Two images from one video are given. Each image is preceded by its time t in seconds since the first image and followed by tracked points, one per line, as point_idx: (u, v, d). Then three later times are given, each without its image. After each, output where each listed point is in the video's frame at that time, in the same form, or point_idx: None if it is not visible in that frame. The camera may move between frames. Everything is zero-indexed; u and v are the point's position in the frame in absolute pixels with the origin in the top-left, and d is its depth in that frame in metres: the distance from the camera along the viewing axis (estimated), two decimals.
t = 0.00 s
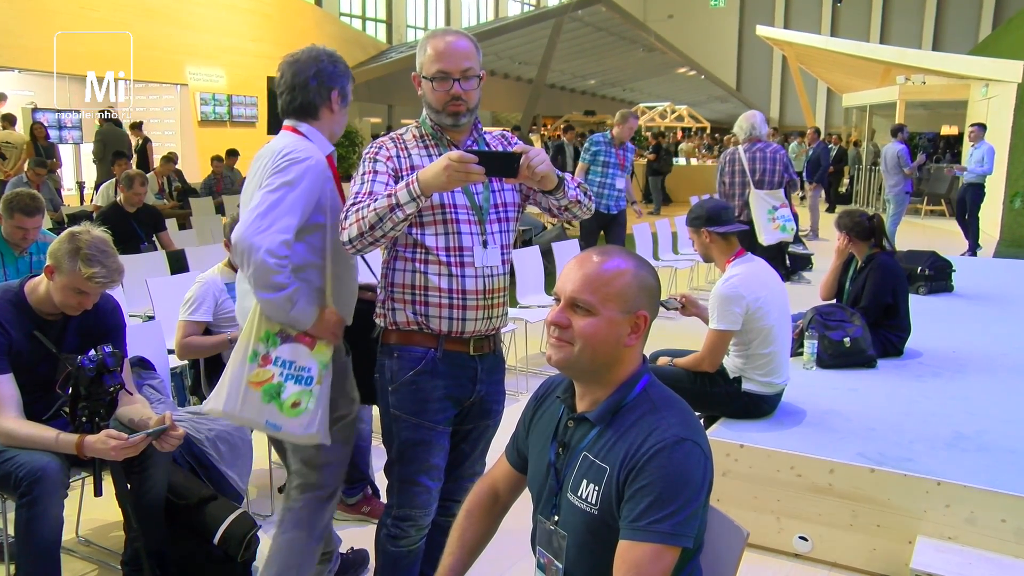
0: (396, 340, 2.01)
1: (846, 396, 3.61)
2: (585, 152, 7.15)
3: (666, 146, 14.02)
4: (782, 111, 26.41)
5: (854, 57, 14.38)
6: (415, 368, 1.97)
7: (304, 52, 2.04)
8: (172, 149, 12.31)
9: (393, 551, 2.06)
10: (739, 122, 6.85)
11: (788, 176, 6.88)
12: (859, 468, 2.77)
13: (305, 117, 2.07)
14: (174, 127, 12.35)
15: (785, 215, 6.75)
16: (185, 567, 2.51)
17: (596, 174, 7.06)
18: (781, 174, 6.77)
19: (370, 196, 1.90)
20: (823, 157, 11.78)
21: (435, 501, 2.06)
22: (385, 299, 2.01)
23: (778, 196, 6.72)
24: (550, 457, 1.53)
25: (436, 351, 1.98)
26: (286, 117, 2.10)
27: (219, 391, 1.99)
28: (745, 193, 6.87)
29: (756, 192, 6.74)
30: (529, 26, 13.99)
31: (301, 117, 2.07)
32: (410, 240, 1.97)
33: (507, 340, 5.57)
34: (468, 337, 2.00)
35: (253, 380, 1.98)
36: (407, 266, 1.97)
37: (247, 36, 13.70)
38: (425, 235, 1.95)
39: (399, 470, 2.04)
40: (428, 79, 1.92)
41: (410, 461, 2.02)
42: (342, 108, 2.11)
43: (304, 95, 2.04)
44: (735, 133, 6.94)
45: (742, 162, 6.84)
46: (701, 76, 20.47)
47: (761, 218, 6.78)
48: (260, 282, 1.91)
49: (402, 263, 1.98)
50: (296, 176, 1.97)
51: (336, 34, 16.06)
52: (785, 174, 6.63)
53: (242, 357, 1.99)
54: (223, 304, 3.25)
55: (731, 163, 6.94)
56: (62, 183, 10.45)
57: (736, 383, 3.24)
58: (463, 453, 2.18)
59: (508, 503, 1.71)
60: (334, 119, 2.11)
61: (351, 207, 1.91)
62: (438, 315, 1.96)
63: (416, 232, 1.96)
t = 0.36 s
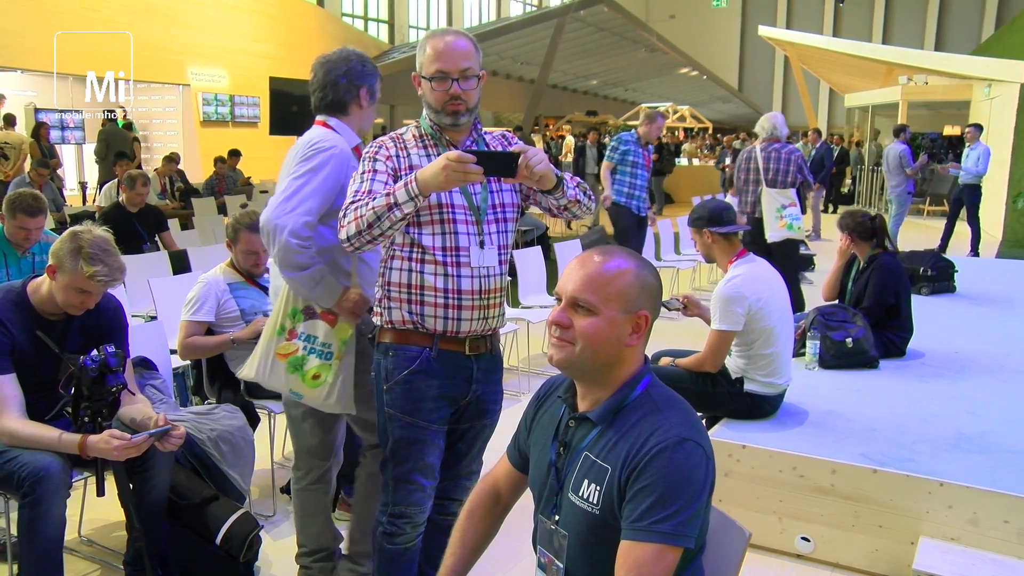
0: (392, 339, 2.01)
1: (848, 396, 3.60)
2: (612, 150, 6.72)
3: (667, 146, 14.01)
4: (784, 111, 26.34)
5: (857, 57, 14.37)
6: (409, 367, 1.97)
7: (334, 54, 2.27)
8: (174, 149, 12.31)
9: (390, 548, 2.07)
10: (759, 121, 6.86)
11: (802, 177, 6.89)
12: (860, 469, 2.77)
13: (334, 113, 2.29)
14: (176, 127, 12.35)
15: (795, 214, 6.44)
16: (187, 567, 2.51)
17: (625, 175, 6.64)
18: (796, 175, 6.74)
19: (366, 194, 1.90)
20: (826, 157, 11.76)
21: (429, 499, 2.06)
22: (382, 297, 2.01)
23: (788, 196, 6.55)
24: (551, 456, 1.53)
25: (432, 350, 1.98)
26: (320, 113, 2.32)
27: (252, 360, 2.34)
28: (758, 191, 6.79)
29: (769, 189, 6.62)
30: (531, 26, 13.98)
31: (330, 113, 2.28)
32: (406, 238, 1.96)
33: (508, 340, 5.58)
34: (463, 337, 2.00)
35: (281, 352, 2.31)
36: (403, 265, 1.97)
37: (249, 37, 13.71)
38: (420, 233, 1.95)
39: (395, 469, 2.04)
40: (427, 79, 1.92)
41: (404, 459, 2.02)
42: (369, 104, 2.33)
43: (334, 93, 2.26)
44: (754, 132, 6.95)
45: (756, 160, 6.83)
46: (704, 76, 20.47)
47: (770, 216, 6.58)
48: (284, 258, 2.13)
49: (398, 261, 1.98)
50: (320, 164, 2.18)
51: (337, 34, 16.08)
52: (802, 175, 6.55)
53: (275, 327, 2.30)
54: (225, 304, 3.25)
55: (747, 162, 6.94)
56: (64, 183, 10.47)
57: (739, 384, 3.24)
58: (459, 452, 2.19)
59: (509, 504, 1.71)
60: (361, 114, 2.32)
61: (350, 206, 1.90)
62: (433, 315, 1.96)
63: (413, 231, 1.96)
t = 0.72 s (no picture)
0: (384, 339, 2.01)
1: (851, 397, 3.60)
2: (639, 154, 6.54)
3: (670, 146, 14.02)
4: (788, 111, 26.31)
5: (861, 57, 14.36)
6: (401, 367, 1.98)
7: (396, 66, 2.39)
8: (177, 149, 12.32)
9: (369, 546, 2.11)
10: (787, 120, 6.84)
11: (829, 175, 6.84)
12: (864, 470, 2.77)
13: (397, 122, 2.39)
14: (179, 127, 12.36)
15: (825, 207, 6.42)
16: (190, 566, 2.52)
17: (657, 177, 6.51)
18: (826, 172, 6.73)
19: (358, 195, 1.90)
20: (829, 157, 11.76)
21: (413, 500, 2.10)
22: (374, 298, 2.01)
23: (818, 189, 6.48)
24: (554, 456, 1.53)
25: (425, 351, 1.98)
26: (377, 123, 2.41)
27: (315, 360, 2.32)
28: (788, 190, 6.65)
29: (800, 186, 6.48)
30: (534, 26, 13.99)
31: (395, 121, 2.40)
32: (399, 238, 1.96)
33: (511, 340, 5.58)
34: (457, 337, 2.00)
35: (347, 352, 2.27)
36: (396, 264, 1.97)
37: (253, 37, 13.73)
38: (413, 233, 1.95)
39: (390, 470, 2.05)
40: (421, 80, 1.91)
41: (392, 458, 2.04)
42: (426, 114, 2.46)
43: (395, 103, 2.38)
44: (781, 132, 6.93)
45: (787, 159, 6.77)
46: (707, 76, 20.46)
47: (801, 209, 6.45)
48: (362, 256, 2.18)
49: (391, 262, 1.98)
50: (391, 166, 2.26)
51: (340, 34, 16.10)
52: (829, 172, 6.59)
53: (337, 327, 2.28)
54: (229, 304, 3.26)
55: (776, 162, 6.91)
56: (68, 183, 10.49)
57: (743, 385, 3.23)
58: (456, 451, 2.19)
59: (512, 503, 1.71)
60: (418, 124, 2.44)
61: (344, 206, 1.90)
62: (427, 315, 1.96)
63: (407, 231, 1.96)
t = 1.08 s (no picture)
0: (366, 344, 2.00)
1: (855, 397, 3.59)
2: (671, 159, 6.53)
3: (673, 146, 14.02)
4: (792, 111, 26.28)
5: (865, 57, 14.35)
6: (383, 372, 1.97)
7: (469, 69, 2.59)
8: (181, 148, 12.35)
9: (347, 549, 2.10)
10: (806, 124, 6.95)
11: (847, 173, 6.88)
12: (868, 470, 2.76)
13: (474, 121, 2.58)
14: (184, 127, 12.38)
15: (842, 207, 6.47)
16: (194, 566, 2.53)
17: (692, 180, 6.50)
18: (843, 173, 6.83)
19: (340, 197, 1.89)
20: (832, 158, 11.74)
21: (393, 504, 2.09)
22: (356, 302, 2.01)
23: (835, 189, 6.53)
24: (558, 456, 1.53)
25: (407, 355, 1.98)
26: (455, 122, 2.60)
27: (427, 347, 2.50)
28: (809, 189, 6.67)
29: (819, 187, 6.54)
30: (538, 26, 14.00)
31: (472, 120, 2.58)
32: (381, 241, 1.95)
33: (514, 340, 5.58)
34: (440, 340, 2.00)
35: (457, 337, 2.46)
36: (378, 268, 1.96)
37: (257, 37, 13.76)
38: (394, 235, 1.94)
39: (384, 474, 2.04)
40: (398, 77, 1.91)
41: (375, 464, 2.03)
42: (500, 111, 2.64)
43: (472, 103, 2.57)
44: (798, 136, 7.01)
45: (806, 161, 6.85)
46: (711, 76, 20.46)
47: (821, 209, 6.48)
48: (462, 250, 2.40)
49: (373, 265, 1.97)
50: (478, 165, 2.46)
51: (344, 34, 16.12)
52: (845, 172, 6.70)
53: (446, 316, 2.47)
54: (233, 304, 3.26)
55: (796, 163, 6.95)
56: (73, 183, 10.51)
57: (746, 385, 3.23)
58: (449, 455, 2.18)
59: (516, 503, 1.70)
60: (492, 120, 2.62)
61: (326, 208, 1.89)
62: (410, 318, 1.96)
63: (387, 234, 1.94)
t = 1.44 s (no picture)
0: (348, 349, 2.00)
1: (860, 398, 3.59)
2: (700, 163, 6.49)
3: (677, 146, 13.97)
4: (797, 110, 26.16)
5: (870, 56, 14.30)
6: (366, 378, 1.97)
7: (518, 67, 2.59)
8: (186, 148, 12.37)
9: (342, 552, 2.09)
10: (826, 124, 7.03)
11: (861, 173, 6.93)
12: (873, 471, 2.76)
13: (523, 121, 2.60)
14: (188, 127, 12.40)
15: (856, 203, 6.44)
16: (197, 566, 2.54)
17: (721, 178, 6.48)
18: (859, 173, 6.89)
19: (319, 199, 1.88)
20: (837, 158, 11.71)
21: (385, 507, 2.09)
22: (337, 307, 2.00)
23: (849, 186, 6.50)
24: (561, 457, 1.53)
25: (389, 359, 1.98)
26: (502, 121, 2.62)
27: (495, 336, 2.59)
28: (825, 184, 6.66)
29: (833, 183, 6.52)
30: (542, 26, 13.93)
31: (520, 121, 2.59)
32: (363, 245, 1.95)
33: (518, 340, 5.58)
34: (423, 343, 2.00)
35: (519, 327, 2.59)
36: (359, 272, 1.95)
37: (261, 36, 13.75)
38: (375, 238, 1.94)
39: (373, 479, 2.04)
40: (375, 77, 1.91)
41: (365, 471, 2.03)
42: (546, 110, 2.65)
43: (522, 102, 2.57)
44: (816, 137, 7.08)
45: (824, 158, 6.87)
46: (715, 75, 20.39)
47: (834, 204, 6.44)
48: (527, 250, 2.51)
49: (353, 269, 1.96)
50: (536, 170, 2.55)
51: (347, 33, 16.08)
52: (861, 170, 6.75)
53: (510, 308, 2.59)
54: (237, 304, 3.26)
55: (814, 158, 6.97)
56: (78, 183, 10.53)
57: (751, 385, 3.24)
58: (441, 459, 2.18)
59: (521, 502, 1.70)
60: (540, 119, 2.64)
61: (305, 210, 1.88)
62: (391, 322, 1.96)
63: (366, 237, 1.94)
